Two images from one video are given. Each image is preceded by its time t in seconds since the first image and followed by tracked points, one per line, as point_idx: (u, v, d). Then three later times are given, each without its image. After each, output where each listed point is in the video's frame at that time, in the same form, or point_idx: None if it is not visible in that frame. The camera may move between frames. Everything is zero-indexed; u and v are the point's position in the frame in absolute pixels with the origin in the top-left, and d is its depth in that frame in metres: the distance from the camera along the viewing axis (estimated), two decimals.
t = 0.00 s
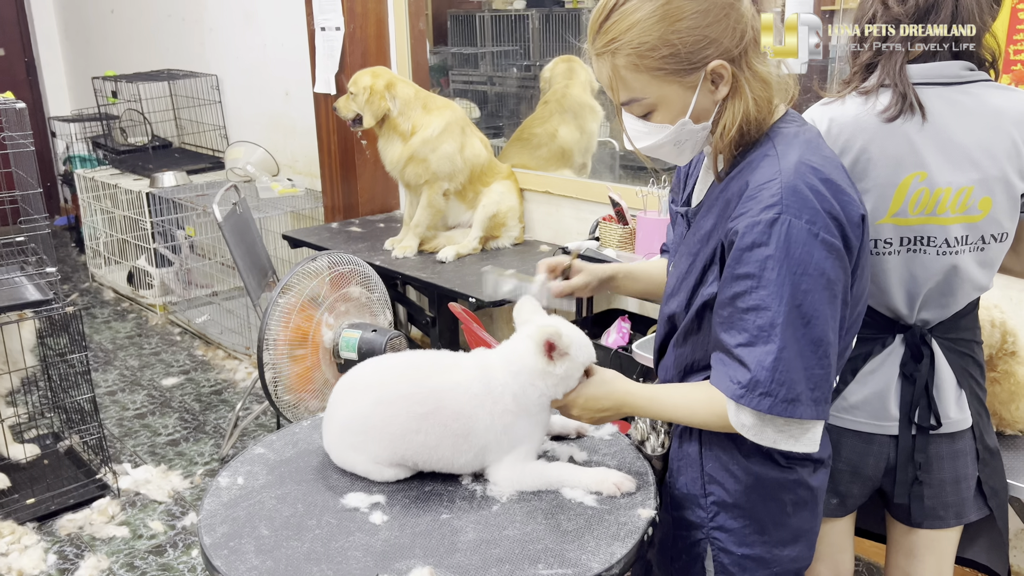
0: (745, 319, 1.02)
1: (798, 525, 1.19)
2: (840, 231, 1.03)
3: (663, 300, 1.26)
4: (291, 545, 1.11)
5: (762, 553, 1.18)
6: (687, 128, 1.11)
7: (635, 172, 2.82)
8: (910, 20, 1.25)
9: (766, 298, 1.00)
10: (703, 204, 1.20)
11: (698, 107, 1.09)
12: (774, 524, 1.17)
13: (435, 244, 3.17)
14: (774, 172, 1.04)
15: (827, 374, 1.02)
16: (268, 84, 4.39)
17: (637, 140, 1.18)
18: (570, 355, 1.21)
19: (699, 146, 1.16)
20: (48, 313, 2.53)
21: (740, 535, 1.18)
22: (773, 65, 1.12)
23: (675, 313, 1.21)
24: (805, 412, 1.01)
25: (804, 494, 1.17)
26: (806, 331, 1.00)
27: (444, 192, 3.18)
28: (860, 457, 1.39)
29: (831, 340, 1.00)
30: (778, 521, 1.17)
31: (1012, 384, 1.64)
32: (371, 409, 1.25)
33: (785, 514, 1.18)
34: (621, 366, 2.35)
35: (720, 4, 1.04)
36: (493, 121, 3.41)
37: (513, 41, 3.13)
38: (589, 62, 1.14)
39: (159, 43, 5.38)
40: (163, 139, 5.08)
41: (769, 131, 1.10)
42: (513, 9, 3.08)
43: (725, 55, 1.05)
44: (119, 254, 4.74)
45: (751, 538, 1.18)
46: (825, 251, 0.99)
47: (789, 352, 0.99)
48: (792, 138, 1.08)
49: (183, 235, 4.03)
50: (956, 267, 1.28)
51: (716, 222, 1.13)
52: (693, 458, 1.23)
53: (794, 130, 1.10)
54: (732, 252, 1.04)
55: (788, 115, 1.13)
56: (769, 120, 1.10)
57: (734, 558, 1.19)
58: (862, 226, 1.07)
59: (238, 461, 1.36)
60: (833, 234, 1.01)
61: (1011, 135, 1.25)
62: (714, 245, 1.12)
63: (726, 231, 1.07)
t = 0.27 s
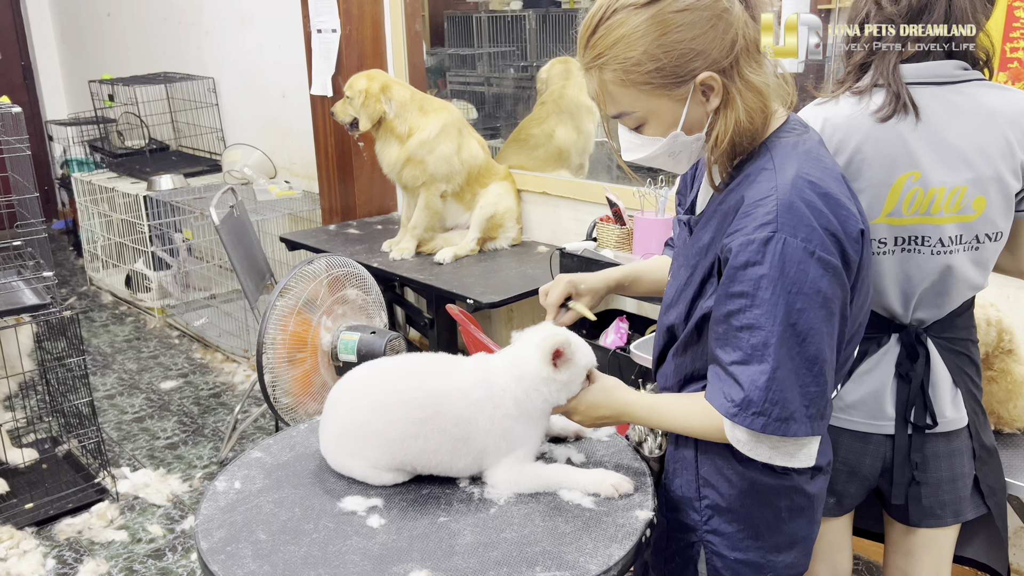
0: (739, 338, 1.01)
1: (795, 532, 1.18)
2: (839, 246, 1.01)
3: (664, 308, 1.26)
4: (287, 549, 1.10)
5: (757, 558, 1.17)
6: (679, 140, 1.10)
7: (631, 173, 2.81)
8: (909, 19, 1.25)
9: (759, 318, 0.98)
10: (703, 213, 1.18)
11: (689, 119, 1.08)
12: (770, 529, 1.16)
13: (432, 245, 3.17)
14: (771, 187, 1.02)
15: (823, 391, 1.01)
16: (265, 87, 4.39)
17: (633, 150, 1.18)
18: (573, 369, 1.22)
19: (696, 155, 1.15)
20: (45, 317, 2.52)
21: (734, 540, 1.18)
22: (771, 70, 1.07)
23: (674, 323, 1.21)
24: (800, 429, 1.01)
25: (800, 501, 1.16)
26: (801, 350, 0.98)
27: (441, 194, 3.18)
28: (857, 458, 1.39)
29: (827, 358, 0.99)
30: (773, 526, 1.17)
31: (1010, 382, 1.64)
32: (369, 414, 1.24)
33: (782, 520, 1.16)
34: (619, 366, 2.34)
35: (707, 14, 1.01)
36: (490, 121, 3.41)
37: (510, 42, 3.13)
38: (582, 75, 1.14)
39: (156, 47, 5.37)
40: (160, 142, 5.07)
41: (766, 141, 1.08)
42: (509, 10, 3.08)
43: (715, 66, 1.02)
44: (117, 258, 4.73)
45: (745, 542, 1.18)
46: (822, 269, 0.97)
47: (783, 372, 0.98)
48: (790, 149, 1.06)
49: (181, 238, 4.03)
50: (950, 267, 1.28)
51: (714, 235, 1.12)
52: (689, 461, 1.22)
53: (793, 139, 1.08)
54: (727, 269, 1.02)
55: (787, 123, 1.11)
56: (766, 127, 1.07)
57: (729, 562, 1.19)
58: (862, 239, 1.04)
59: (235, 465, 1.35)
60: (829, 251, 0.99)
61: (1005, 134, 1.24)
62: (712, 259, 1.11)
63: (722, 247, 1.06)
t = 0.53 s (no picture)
0: (745, 341, 1.00)
1: (796, 536, 1.16)
2: (850, 253, 1.00)
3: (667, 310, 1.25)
4: (286, 551, 1.10)
5: (759, 563, 1.17)
6: (685, 145, 1.09)
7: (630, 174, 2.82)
8: (909, 19, 1.26)
9: (766, 321, 0.98)
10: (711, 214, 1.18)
11: (695, 124, 1.07)
12: (772, 534, 1.16)
13: (431, 247, 3.16)
14: (783, 190, 1.01)
15: (827, 399, 1.00)
16: (264, 89, 4.39)
17: (638, 156, 1.17)
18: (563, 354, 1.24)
19: (700, 160, 1.14)
20: (44, 321, 2.52)
21: (737, 545, 1.18)
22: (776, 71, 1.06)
23: (678, 325, 1.20)
24: (801, 436, 1.00)
25: (803, 505, 1.14)
26: (807, 356, 0.97)
27: (440, 196, 3.18)
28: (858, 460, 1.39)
29: (833, 365, 0.98)
30: (775, 531, 1.16)
31: (1009, 382, 1.63)
32: (369, 415, 1.24)
33: (784, 524, 1.15)
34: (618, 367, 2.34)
35: (712, 17, 1.00)
36: (489, 123, 3.41)
37: (509, 43, 3.13)
38: (584, 81, 1.12)
39: (155, 50, 5.37)
40: (159, 145, 5.07)
41: (775, 143, 1.07)
42: (508, 11, 3.09)
43: (720, 70, 1.01)
44: (116, 261, 4.73)
45: (748, 547, 1.17)
46: (832, 275, 0.96)
47: (787, 377, 0.98)
48: (801, 152, 1.05)
49: (180, 241, 4.03)
50: (947, 263, 1.28)
51: (722, 237, 1.11)
52: (692, 465, 1.22)
53: (804, 143, 1.07)
54: (735, 271, 1.02)
55: (796, 124, 1.10)
56: (772, 129, 1.06)
57: (731, 567, 1.19)
58: (872, 246, 1.03)
59: (234, 468, 1.35)
60: (840, 257, 0.98)
61: (997, 132, 1.25)
62: (720, 261, 1.10)
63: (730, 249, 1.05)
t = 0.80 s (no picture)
0: (758, 356, 1.00)
1: (803, 543, 1.17)
2: (868, 270, 0.99)
3: (678, 315, 1.25)
4: (287, 554, 1.10)
5: (764, 570, 1.18)
6: (700, 153, 1.08)
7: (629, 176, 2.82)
8: (910, 20, 1.26)
9: (781, 338, 0.97)
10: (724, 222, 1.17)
11: (710, 132, 1.06)
12: (779, 541, 1.16)
13: (430, 249, 3.17)
14: (802, 205, 1.00)
15: (839, 417, 0.99)
16: (263, 92, 4.40)
17: (651, 161, 1.16)
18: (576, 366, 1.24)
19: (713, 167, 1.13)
20: (43, 324, 2.52)
21: (744, 552, 1.18)
22: (795, 77, 1.05)
23: (689, 334, 1.20)
24: (813, 454, 1.00)
25: (809, 512, 1.15)
26: (822, 374, 0.97)
27: (439, 198, 3.18)
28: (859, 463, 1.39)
29: (847, 383, 0.98)
30: (782, 538, 1.16)
31: (1008, 383, 1.64)
32: (370, 417, 1.24)
33: (790, 531, 1.16)
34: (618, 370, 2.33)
35: (730, 23, 0.99)
36: (488, 125, 3.42)
37: (508, 46, 3.14)
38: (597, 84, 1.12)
39: (153, 53, 5.38)
40: (157, 148, 5.07)
41: (792, 152, 1.07)
42: (506, 14, 3.10)
43: (738, 77, 1.01)
44: (115, 264, 4.73)
45: (754, 555, 1.18)
46: (849, 294, 0.95)
47: (801, 396, 0.97)
48: (820, 164, 1.04)
49: (179, 244, 4.03)
50: (958, 259, 1.32)
51: (737, 248, 1.11)
52: (699, 472, 1.22)
53: (823, 153, 1.05)
54: (751, 285, 1.01)
55: (813, 134, 1.09)
56: (790, 136, 1.05)
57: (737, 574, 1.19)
58: (890, 262, 1.02)
59: (234, 471, 1.35)
60: (858, 275, 0.97)
61: (992, 135, 1.33)
62: (735, 271, 1.10)
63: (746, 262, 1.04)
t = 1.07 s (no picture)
0: (760, 363, 0.99)
1: (803, 552, 1.17)
2: (873, 280, 0.99)
3: (678, 324, 1.24)
4: (281, 555, 1.10)
5: None
6: (703, 160, 1.08)
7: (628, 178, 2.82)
8: (910, 20, 1.29)
9: (784, 346, 0.97)
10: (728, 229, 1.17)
11: (714, 139, 1.06)
12: (779, 550, 1.16)
13: (429, 251, 3.17)
14: (808, 212, 1.00)
15: (839, 428, 0.99)
16: (262, 94, 4.40)
17: (655, 167, 1.16)
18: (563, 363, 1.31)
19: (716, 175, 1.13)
20: (41, 325, 2.52)
21: (744, 561, 1.17)
22: (801, 85, 1.04)
23: (690, 341, 1.19)
24: (811, 466, 0.99)
25: (811, 522, 1.15)
26: (824, 383, 0.97)
27: (437, 200, 3.19)
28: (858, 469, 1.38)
29: (848, 394, 0.98)
30: (783, 548, 1.16)
31: (1005, 386, 1.64)
32: (367, 420, 1.24)
33: (792, 541, 1.16)
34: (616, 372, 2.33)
35: (736, 30, 0.99)
36: (486, 127, 3.42)
37: (507, 48, 3.14)
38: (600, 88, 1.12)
39: (152, 54, 5.38)
40: (156, 149, 5.08)
41: (800, 159, 1.06)
42: (505, 16, 3.10)
43: (743, 85, 1.01)
44: (114, 265, 4.73)
45: (755, 564, 1.17)
46: (853, 302, 0.95)
47: (802, 405, 0.97)
48: (828, 172, 1.03)
49: (178, 245, 4.03)
50: (958, 260, 1.32)
51: (740, 255, 1.10)
52: (700, 480, 1.21)
53: (830, 161, 1.05)
54: (755, 293, 1.00)
55: (819, 142, 1.09)
56: (795, 146, 1.05)
57: None
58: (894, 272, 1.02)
59: (230, 472, 1.35)
60: (862, 284, 0.97)
61: (987, 139, 1.34)
62: (738, 278, 1.09)
63: (750, 269, 1.03)
